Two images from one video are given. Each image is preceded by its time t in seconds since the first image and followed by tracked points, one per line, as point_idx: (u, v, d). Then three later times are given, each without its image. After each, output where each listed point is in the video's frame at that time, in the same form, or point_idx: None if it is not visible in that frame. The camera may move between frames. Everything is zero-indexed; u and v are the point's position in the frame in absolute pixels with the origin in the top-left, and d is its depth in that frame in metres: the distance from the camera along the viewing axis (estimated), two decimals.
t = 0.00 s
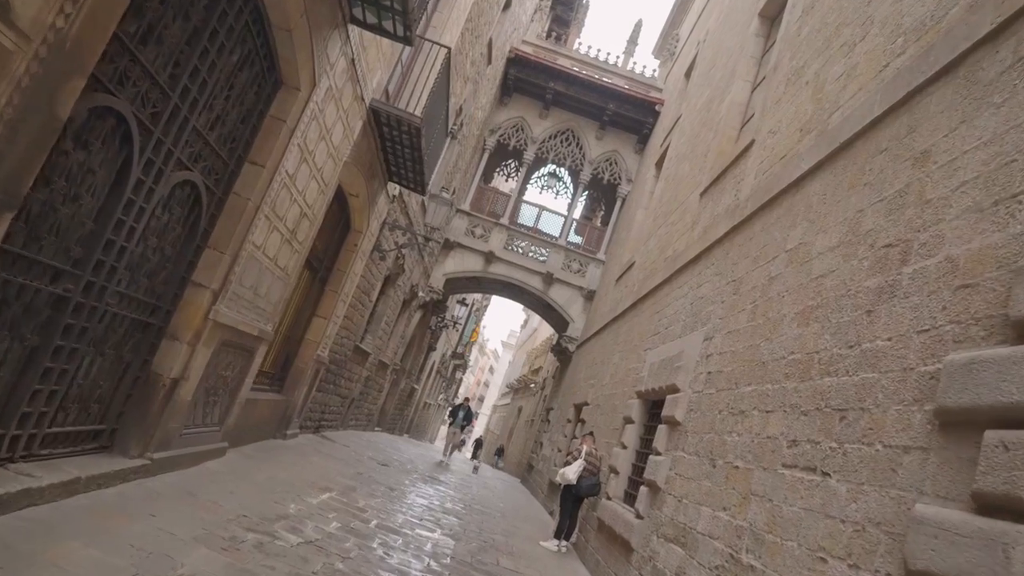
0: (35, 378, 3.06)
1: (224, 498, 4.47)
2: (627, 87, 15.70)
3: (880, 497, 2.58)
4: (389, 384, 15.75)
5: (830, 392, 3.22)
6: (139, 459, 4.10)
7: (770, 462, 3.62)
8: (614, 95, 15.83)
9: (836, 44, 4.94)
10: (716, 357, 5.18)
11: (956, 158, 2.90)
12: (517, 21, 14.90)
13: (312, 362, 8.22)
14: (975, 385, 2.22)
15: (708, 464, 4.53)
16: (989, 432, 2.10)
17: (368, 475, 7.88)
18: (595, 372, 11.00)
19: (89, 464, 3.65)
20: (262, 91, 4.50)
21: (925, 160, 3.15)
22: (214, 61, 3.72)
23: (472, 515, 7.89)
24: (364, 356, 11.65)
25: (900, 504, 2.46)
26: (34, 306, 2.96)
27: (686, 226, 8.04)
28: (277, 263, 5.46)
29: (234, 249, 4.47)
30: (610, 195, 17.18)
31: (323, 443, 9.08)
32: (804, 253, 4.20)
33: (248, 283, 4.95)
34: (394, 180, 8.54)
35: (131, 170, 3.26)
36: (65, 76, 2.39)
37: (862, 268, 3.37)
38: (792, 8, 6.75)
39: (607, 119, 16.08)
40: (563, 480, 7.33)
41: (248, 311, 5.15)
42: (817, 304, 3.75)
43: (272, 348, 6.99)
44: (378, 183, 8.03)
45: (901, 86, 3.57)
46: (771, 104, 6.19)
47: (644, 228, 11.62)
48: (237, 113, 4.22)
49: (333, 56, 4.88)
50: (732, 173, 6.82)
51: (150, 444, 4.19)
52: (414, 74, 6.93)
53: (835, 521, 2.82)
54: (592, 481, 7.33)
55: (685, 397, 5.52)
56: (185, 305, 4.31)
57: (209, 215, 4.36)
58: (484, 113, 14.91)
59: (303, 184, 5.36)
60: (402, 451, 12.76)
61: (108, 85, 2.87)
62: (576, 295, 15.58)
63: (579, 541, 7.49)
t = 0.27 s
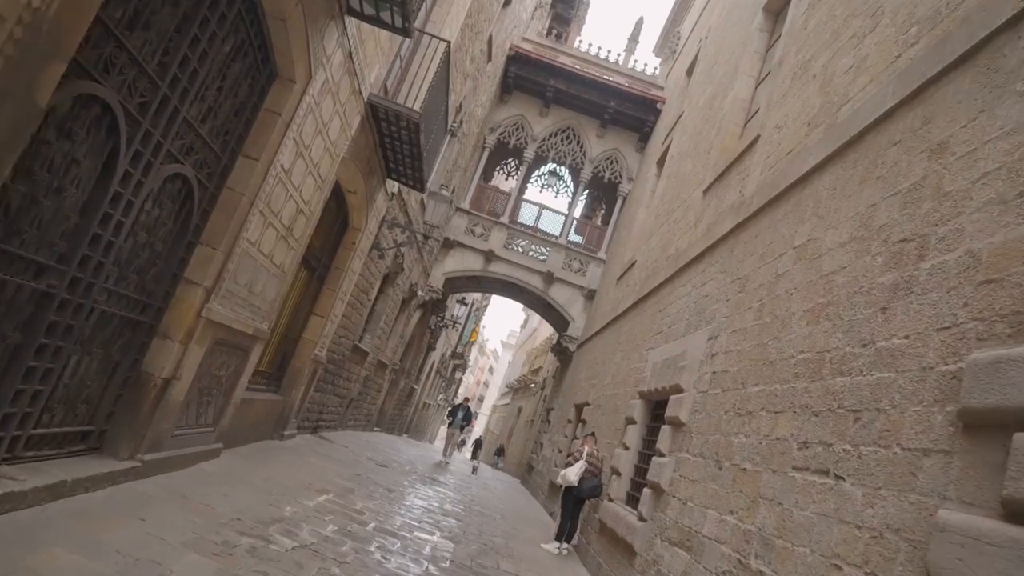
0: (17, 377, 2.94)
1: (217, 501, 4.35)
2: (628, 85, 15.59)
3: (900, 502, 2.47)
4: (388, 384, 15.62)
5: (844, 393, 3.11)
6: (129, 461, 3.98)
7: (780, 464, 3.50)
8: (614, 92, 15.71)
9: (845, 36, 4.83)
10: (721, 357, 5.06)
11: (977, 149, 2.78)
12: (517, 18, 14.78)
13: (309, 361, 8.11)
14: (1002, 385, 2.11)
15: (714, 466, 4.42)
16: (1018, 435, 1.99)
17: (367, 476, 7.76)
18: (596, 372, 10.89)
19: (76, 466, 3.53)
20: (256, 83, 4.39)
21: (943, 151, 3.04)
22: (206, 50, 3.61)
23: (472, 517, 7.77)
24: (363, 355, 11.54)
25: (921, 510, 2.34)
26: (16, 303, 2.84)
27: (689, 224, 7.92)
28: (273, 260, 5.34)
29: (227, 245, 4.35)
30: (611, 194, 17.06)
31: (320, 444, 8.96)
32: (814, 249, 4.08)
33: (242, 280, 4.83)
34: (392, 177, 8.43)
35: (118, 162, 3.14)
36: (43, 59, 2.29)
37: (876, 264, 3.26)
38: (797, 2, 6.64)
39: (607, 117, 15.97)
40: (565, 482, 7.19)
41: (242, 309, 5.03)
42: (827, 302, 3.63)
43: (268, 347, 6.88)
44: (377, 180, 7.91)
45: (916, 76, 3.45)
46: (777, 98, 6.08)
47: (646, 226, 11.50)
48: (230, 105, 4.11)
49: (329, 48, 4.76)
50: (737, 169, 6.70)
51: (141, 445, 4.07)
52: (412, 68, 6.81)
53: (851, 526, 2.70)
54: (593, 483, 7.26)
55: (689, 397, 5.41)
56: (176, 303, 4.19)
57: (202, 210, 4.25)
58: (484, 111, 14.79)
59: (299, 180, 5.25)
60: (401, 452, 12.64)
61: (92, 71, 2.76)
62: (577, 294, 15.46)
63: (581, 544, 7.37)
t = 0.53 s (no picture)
0: None
1: (211, 504, 4.21)
2: (629, 82, 15.45)
3: (928, 507, 2.33)
4: (388, 384, 15.49)
5: (863, 391, 2.97)
6: (119, 463, 3.84)
7: (795, 466, 3.37)
8: (616, 90, 15.58)
9: (858, 25, 4.69)
10: (729, 355, 4.93)
11: (1005, 135, 2.65)
12: (517, 15, 14.64)
13: (307, 360, 7.98)
14: None
15: (724, 467, 4.29)
16: None
17: (365, 478, 7.62)
18: (598, 372, 10.75)
19: (63, 468, 3.39)
20: (251, 72, 4.25)
21: (967, 139, 2.90)
22: (198, 36, 3.48)
23: (473, 519, 7.63)
24: (362, 355, 11.40)
25: (953, 515, 2.21)
26: None
27: (694, 221, 7.78)
28: (269, 256, 5.21)
29: (221, 239, 4.22)
30: (612, 192, 16.93)
31: (319, 445, 8.82)
32: (828, 243, 3.95)
33: (237, 276, 4.70)
34: (392, 173, 8.29)
35: (105, 151, 3.01)
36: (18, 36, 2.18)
37: (896, 257, 3.12)
38: None
39: (609, 114, 15.84)
40: (568, 484, 7.07)
41: (237, 306, 4.89)
42: (843, 297, 3.50)
43: (265, 346, 6.74)
44: (376, 176, 7.78)
45: (937, 62, 3.32)
46: (785, 91, 5.95)
47: (649, 224, 11.36)
48: (223, 94, 3.97)
49: (327, 37, 4.63)
50: (743, 164, 6.57)
51: (132, 446, 3.93)
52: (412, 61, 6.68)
53: (874, 532, 2.57)
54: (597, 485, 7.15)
55: (696, 396, 5.28)
56: (168, 299, 4.05)
57: (194, 203, 4.11)
58: (484, 109, 14.66)
59: (296, 174, 5.11)
60: (401, 453, 12.50)
61: (75, 53, 2.63)
62: (578, 293, 15.32)
63: (584, 547, 7.23)
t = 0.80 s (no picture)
0: None
1: (205, 508, 4.07)
2: (631, 79, 15.32)
3: (963, 515, 2.20)
4: (387, 384, 15.34)
5: (886, 392, 2.84)
6: (109, 465, 3.69)
7: (812, 470, 3.23)
8: (618, 87, 15.46)
9: (873, 15, 4.57)
10: (739, 354, 4.79)
11: None
12: (519, 11, 14.51)
13: (306, 360, 7.84)
14: None
15: (735, 470, 4.14)
16: None
17: (365, 479, 7.48)
18: (601, 372, 10.61)
19: (49, 471, 3.25)
20: (246, 62, 4.12)
21: (996, 127, 2.77)
22: (190, 21, 3.35)
23: (474, 522, 7.49)
24: (361, 354, 11.26)
25: (991, 524, 2.07)
26: None
27: (699, 218, 7.65)
28: (265, 253, 5.07)
29: (215, 234, 4.08)
30: (613, 191, 16.80)
31: (317, 445, 8.68)
32: (844, 238, 3.82)
33: (232, 273, 4.56)
34: (391, 170, 8.15)
35: (91, 138, 2.86)
36: None
37: (920, 252, 2.99)
38: None
39: (610, 112, 15.70)
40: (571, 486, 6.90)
41: (233, 304, 4.75)
42: (862, 294, 3.37)
43: (262, 344, 6.60)
44: (375, 172, 7.64)
45: (961, 49, 3.19)
46: (794, 85, 5.82)
47: (652, 222, 11.23)
48: (218, 83, 3.83)
49: (326, 26, 4.49)
50: (750, 160, 6.44)
51: (122, 448, 3.79)
52: (413, 54, 6.55)
53: (902, 540, 2.43)
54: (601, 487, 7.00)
55: (704, 397, 5.14)
56: (160, 295, 3.91)
57: (187, 197, 3.97)
58: (485, 106, 14.53)
59: (293, 168, 4.97)
60: (400, 453, 12.36)
61: (57, 33, 2.49)
62: (579, 292, 15.18)
63: (588, 550, 7.10)
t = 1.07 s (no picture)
0: None
1: (198, 512, 3.95)
2: (633, 77, 15.20)
3: (992, 523, 2.08)
4: (386, 384, 15.23)
5: (904, 393, 2.72)
6: (97, 469, 3.58)
7: (826, 473, 3.12)
8: (619, 85, 15.34)
9: (884, 5, 4.45)
10: (747, 353, 4.67)
11: None
12: (519, 8, 14.39)
13: (304, 359, 7.73)
14: None
15: (743, 473, 4.03)
16: None
17: (364, 481, 7.36)
18: (603, 372, 10.49)
19: (34, 475, 3.13)
20: (240, 52, 4.00)
21: (1020, 116, 2.66)
22: (181, 8, 3.22)
23: (474, 524, 7.38)
24: (360, 354, 11.14)
25: None
26: None
27: (703, 216, 7.53)
28: (261, 249, 4.95)
29: (208, 230, 3.96)
30: (615, 189, 16.69)
31: (315, 446, 8.57)
32: (856, 234, 3.71)
33: (227, 270, 4.44)
34: (391, 166, 8.03)
35: (75, 128, 2.73)
36: None
37: (939, 247, 2.87)
38: None
39: (612, 110, 15.58)
40: (573, 488, 6.79)
41: (227, 302, 4.63)
42: (877, 291, 3.25)
43: (259, 344, 6.49)
44: (375, 169, 7.53)
45: (981, 37, 3.07)
46: (801, 79, 5.70)
47: (654, 221, 11.11)
48: (210, 74, 3.71)
49: (323, 17, 4.38)
50: (756, 156, 6.32)
51: (112, 451, 3.67)
52: (412, 48, 6.43)
53: (924, 549, 2.32)
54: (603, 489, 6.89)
55: (710, 397, 5.02)
56: (152, 293, 3.80)
57: (179, 191, 3.85)
58: (485, 104, 14.41)
59: (289, 162, 4.86)
60: (400, 454, 12.24)
61: (38, 15, 2.36)
62: (580, 292, 15.07)
63: (590, 553, 6.99)
